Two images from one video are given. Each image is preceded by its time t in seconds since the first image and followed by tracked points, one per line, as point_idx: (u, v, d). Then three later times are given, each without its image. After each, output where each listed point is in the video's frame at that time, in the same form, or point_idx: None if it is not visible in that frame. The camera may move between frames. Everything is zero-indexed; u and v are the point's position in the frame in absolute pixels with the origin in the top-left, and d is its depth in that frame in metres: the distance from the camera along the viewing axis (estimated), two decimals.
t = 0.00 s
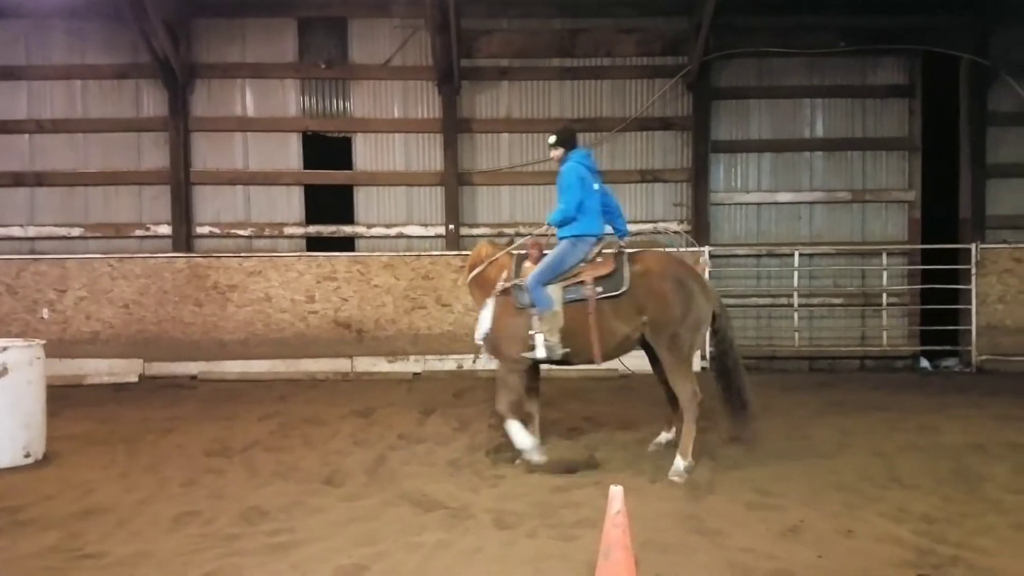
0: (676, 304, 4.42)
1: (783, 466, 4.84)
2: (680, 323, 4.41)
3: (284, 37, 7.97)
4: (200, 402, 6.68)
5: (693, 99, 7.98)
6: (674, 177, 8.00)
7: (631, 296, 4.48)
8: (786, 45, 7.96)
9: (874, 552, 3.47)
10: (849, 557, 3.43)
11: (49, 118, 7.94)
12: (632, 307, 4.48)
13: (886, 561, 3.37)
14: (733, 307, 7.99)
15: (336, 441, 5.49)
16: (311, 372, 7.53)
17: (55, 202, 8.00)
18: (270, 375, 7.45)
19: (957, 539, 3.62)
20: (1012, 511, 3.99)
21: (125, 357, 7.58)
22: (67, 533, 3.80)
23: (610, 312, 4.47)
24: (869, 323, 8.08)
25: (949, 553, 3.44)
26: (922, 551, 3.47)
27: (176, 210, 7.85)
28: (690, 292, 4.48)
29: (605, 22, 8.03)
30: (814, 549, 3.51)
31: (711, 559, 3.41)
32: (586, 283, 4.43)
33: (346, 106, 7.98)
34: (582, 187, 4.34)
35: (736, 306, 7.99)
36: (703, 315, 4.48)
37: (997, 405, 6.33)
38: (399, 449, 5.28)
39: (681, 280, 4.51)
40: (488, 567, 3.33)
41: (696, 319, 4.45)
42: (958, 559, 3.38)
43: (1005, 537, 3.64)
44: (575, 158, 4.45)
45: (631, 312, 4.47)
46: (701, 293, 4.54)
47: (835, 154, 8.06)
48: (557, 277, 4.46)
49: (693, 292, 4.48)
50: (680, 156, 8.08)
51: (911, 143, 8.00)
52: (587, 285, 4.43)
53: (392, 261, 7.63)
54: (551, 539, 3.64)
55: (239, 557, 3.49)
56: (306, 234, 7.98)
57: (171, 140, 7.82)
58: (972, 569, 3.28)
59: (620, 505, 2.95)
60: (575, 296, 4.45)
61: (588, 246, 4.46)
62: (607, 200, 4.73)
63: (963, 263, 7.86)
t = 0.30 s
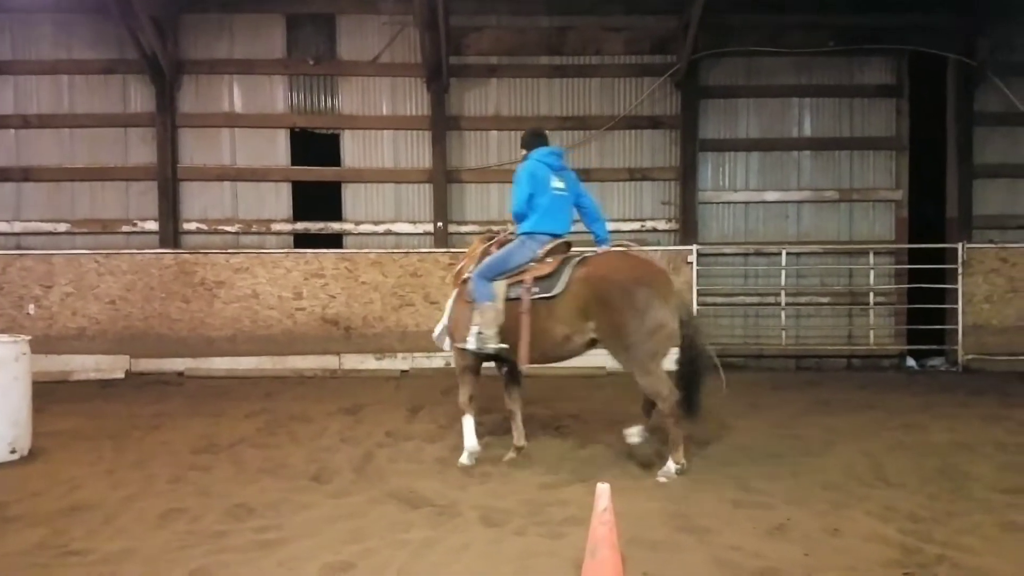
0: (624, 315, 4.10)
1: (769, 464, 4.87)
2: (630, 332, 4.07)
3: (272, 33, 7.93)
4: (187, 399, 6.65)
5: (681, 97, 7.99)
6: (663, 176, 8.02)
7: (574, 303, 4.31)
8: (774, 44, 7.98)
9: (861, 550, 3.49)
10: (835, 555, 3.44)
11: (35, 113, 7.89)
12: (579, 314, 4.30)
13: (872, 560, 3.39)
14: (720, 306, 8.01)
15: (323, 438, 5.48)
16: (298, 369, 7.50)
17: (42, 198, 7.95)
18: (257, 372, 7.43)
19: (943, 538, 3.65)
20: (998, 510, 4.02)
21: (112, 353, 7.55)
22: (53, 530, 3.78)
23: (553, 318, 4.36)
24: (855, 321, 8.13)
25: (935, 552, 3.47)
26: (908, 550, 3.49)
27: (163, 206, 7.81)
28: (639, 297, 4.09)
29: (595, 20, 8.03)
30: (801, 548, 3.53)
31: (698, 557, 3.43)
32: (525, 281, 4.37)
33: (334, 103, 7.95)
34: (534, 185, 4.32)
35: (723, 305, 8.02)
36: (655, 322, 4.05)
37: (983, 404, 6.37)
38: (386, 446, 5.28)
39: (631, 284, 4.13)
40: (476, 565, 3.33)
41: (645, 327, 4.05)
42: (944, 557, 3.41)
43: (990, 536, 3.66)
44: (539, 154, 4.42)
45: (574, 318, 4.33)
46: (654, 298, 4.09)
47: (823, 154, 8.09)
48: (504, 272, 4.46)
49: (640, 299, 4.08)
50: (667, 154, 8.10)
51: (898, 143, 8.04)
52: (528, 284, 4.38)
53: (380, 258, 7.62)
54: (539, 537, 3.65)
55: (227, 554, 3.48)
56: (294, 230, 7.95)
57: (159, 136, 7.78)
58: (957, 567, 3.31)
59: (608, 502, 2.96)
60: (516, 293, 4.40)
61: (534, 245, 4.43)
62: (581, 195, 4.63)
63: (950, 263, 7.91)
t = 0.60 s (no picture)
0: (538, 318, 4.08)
1: (770, 458, 4.86)
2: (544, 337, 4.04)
3: (270, 30, 7.92)
4: (190, 395, 6.67)
5: (680, 91, 7.96)
6: (661, 170, 8.01)
7: (505, 300, 4.34)
8: (770, 35, 7.98)
9: (862, 544, 3.49)
10: (836, 549, 3.44)
11: (35, 112, 7.90)
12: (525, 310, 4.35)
13: (874, 553, 3.39)
14: (721, 300, 8.00)
15: (324, 434, 5.49)
16: (300, 365, 7.53)
17: (42, 196, 7.96)
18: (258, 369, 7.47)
19: (946, 531, 3.64)
20: (1000, 504, 4.00)
21: (115, 350, 7.57)
22: (56, 525, 3.80)
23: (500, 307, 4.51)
24: (857, 315, 8.08)
25: (937, 545, 3.46)
26: (909, 543, 3.49)
27: (162, 204, 7.82)
28: (551, 303, 4.00)
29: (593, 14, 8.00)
30: (802, 542, 3.53)
31: (699, 551, 3.43)
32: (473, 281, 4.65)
33: (332, 99, 7.95)
34: (483, 177, 4.60)
35: (723, 298, 7.99)
36: (564, 330, 3.98)
37: (987, 397, 6.35)
38: (386, 442, 5.28)
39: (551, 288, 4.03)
40: (477, 559, 3.33)
41: (554, 334, 3.99)
42: (946, 551, 3.40)
43: (992, 529, 3.65)
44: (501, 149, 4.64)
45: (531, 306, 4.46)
46: (569, 304, 3.98)
47: (824, 146, 8.06)
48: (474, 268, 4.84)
49: (555, 305, 4.00)
50: (667, 147, 8.07)
51: (900, 135, 8.00)
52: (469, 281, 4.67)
53: (379, 254, 7.62)
54: (540, 531, 3.65)
55: (229, 549, 3.49)
56: (293, 227, 7.96)
57: (158, 134, 7.79)
58: (959, 561, 3.30)
59: (609, 497, 2.95)
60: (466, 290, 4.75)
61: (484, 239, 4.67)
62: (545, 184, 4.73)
63: (952, 255, 7.87)
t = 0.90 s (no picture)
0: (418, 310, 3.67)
1: (768, 456, 4.89)
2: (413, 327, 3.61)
3: (271, 27, 7.92)
4: (188, 393, 6.67)
5: (680, 90, 7.99)
6: (661, 169, 8.04)
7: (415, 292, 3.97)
8: (770, 36, 7.99)
9: (859, 541, 3.52)
10: (834, 546, 3.47)
11: (35, 108, 7.88)
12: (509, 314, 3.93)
13: (870, 550, 3.42)
14: (719, 298, 8.03)
15: (324, 432, 5.50)
16: (299, 363, 7.54)
17: (42, 193, 7.95)
18: (258, 366, 7.48)
19: (942, 528, 3.67)
20: (996, 501, 4.04)
21: (113, 348, 7.57)
22: (54, 524, 3.80)
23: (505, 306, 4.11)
24: (855, 314, 8.13)
25: (933, 542, 3.49)
26: (906, 541, 3.52)
27: (162, 200, 7.81)
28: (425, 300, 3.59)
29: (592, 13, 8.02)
30: (799, 539, 3.56)
31: (698, 548, 3.45)
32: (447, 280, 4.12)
33: (333, 97, 7.95)
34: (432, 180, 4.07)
35: (722, 296, 8.02)
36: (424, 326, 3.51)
37: (982, 395, 6.40)
38: (386, 440, 5.30)
39: (429, 287, 3.60)
40: (476, 557, 3.35)
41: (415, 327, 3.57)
42: (942, 548, 3.43)
43: (988, 527, 3.69)
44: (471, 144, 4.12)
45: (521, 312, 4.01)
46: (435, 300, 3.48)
47: (822, 146, 8.09)
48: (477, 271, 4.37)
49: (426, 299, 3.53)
50: (666, 147, 8.10)
51: (898, 135, 8.04)
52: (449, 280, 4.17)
53: (379, 252, 7.63)
54: (539, 529, 3.67)
55: (227, 547, 3.50)
56: (293, 224, 7.96)
57: (158, 131, 7.78)
58: (956, 558, 3.33)
59: (607, 495, 2.96)
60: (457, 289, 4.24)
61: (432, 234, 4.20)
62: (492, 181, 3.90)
63: (949, 254, 7.91)
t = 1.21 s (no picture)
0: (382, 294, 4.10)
1: (765, 458, 4.88)
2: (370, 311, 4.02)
3: (265, 33, 7.94)
4: (185, 399, 6.67)
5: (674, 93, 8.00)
6: (655, 172, 8.03)
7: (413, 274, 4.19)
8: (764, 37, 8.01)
9: (858, 544, 3.50)
10: (832, 549, 3.46)
11: (30, 116, 7.89)
12: (451, 322, 4.37)
13: (869, 553, 3.41)
14: (716, 301, 8.02)
15: (320, 437, 5.49)
16: (295, 368, 7.53)
17: (38, 200, 7.96)
18: (253, 372, 7.45)
19: (940, 530, 3.66)
20: (994, 503, 4.03)
21: (110, 355, 7.57)
22: (51, 531, 3.80)
23: (470, 309, 4.50)
24: (852, 315, 8.12)
25: (932, 545, 3.48)
26: (904, 544, 3.50)
27: (158, 207, 7.82)
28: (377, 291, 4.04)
29: (585, 17, 8.04)
30: (797, 542, 3.54)
31: (695, 551, 3.44)
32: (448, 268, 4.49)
33: (327, 103, 7.96)
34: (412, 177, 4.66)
35: (718, 299, 8.01)
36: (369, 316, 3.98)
37: (981, 396, 6.38)
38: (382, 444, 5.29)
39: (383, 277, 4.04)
40: (473, 562, 3.34)
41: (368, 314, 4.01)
42: (941, 551, 3.42)
43: (986, 529, 3.68)
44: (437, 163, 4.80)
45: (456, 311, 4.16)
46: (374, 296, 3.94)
47: (817, 147, 8.09)
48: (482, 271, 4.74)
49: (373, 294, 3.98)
50: (661, 149, 8.10)
51: (893, 136, 8.03)
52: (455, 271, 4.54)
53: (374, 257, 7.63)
54: (535, 534, 3.66)
55: (223, 554, 3.49)
56: (288, 230, 7.97)
57: (153, 138, 7.79)
58: (956, 561, 3.31)
59: (604, 499, 2.98)
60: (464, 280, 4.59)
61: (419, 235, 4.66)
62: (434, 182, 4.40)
63: (946, 255, 7.90)
